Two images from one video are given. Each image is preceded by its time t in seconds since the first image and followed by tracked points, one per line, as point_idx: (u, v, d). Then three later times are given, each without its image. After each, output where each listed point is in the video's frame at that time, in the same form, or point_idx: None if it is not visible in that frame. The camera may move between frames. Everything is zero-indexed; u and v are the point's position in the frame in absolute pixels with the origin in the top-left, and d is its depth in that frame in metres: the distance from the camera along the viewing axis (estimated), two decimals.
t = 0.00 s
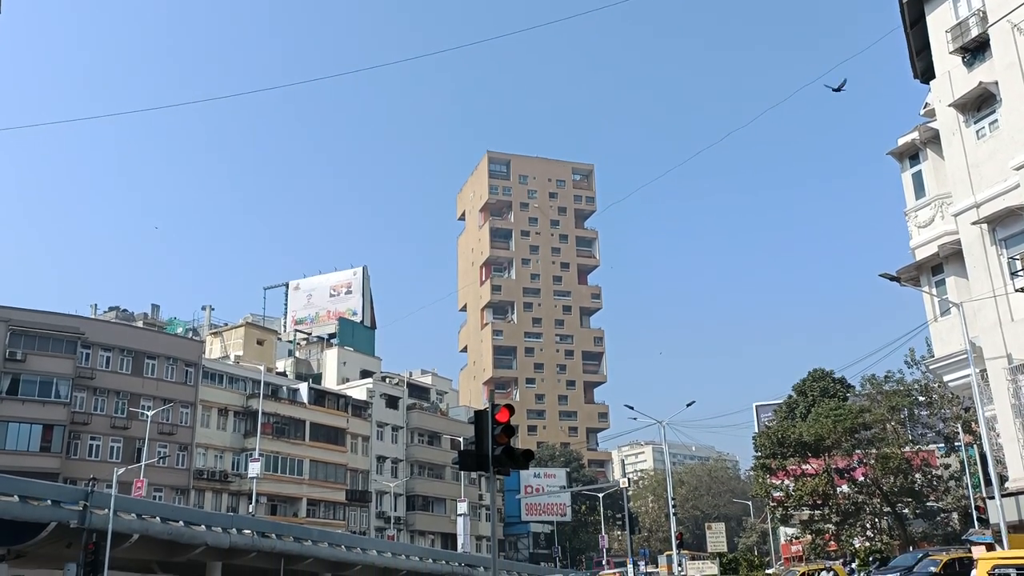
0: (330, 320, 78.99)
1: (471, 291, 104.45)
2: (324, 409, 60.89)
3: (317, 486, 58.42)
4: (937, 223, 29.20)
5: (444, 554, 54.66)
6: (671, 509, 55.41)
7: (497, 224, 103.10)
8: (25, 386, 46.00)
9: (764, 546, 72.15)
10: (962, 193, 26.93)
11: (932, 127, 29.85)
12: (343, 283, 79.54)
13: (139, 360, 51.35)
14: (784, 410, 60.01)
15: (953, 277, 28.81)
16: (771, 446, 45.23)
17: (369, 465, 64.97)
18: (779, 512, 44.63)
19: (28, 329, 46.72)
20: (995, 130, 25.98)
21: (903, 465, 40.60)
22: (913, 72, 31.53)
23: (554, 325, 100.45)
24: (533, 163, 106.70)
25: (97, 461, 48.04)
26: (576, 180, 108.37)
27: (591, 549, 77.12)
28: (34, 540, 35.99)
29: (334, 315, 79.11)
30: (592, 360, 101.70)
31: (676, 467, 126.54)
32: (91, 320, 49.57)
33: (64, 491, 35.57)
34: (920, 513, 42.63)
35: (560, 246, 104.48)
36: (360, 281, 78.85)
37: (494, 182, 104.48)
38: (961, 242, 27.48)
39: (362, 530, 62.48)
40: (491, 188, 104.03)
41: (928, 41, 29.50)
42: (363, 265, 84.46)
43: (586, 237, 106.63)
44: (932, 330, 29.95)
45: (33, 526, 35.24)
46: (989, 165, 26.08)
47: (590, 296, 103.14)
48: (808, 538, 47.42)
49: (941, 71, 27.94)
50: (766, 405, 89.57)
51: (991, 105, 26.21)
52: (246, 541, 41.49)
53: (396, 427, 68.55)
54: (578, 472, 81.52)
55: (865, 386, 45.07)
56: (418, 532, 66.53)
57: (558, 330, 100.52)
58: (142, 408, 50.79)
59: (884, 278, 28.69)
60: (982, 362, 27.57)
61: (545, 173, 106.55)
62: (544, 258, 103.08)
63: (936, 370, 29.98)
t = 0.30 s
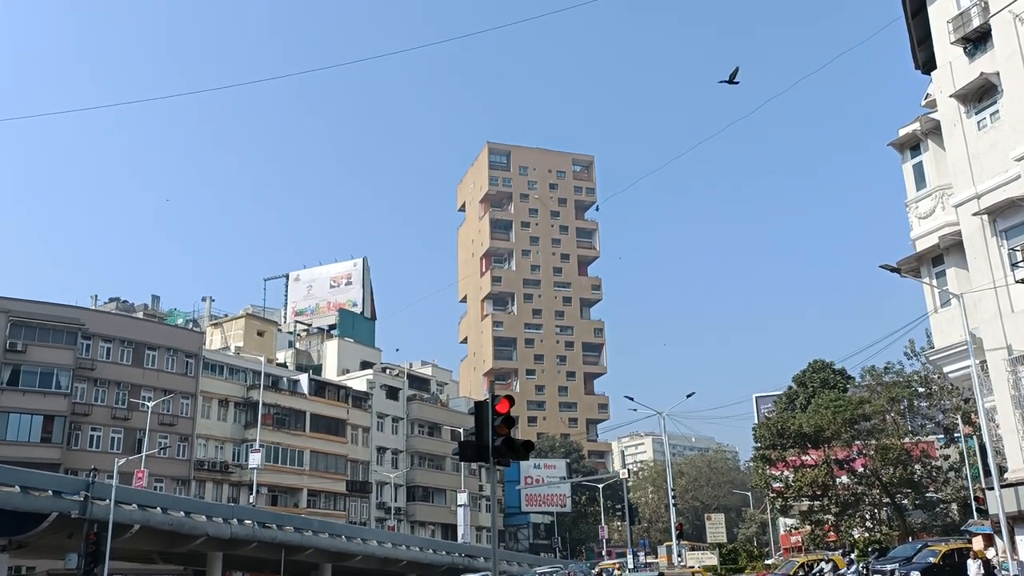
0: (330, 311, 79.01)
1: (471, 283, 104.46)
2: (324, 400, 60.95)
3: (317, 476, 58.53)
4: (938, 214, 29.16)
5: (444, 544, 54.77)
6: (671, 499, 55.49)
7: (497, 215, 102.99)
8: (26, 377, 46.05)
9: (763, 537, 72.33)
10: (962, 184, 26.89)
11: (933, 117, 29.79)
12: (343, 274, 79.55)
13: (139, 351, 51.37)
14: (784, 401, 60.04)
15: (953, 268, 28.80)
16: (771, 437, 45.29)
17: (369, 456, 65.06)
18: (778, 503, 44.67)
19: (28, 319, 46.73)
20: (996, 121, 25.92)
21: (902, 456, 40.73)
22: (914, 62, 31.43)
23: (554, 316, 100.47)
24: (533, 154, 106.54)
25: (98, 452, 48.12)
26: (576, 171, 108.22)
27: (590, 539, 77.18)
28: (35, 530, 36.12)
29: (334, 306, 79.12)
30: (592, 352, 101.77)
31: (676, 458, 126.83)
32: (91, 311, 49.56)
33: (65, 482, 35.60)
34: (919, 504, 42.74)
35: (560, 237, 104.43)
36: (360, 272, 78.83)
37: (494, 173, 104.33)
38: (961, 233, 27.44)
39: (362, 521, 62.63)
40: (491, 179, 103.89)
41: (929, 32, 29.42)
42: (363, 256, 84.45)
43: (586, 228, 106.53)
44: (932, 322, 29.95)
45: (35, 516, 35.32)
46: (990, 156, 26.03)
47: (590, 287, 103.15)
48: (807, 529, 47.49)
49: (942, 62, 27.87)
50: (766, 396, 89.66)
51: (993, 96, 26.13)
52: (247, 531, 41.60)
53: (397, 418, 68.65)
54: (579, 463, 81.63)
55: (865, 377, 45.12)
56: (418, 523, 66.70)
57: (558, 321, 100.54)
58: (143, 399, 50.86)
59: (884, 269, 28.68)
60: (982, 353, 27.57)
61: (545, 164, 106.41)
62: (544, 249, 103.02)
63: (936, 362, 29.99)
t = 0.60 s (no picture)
0: (331, 303, 79.02)
1: (471, 274, 104.46)
2: (325, 392, 61.00)
3: (319, 468, 58.65)
4: (939, 205, 29.13)
5: (445, 536, 54.80)
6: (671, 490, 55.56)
7: (497, 207, 102.87)
8: (27, 368, 46.08)
9: (763, 528, 72.52)
10: (963, 174, 26.83)
11: (934, 108, 29.72)
12: (343, 266, 79.55)
13: (140, 343, 51.43)
14: (784, 392, 60.08)
15: (953, 259, 28.77)
16: (771, 428, 45.24)
17: (370, 448, 65.16)
18: (778, 494, 44.71)
19: (29, 311, 46.74)
20: (998, 112, 25.85)
21: (902, 447, 40.73)
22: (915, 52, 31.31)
23: (554, 308, 100.48)
24: (533, 146, 106.36)
25: (99, 443, 48.21)
26: (576, 162, 108.06)
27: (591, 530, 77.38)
28: (37, 521, 36.12)
29: (334, 297, 79.13)
30: (593, 343, 101.85)
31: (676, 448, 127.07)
32: (92, 303, 49.58)
33: (67, 473, 35.60)
34: (920, 495, 42.82)
35: (560, 229, 104.34)
36: (360, 264, 78.80)
37: (494, 164, 104.17)
38: (962, 224, 27.40)
39: (363, 512, 62.75)
40: (491, 170, 103.73)
41: (931, 21, 29.32)
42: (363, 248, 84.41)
43: (586, 219, 106.45)
44: (932, 312, 29.95)
45: (36, 507, 35.34)
46: (991, 147, 25.96)
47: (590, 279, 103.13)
48: (807, 520, 47.50)
49: (943, 52, 27.78)
50: (766, 388, 89.78)
51: (994, 86, 26.05)
52: (248, 523, 41.71)
53: (397, 410, 68.74)
54: (579, 455, 81.75)
55: (865, 369, 45.26)
56: (419, 514, 66.87)
57: (558, 312, 100.57)
58: (144, 391, 50.94)
59: (885, 260, 28.65)
60: (983, 344, 27.56)
61: (546, 156, 106.26)
62: (544, 241, 102.94)
63: (936, 353, 29.99)
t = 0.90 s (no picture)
0: (331, 295, 79.03)
1: (471, 267, 104.46)
2: (325, 384, 61.04)
3: (319, 460, 58.74)
4: (940, 197, 29.08)
5: (445, 528, 54.85)
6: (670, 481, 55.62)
7: (497, 200, 102.77)
8: (28, 361, 46.11)
9: (762, 520, 72.65)
10: (964, 167, 26.79)
11: (935, 100, 29.63)
12: (343, 259, 79.53)
13: (140, 335, 51.44)
14: (784, 384, 60.14)
15: (954, 252, 28.73)
16: (771, 420, 45.19)
17: (370, 440, 65.27)
18: (778, 486, 44.79)
19: (29, 304, 46.73)
20: (999, 104, 25.79)
21: (902, 440, 40.57)
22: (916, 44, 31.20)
23: (554, 301, 100.48)
24: (533, 138, 106.20)
25: (100, 436, 48.29)
26: (577, 155, 107.93)
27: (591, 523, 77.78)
28: (38, 513, 36.15)
29: (334, 290, 79.14)
30: (593, 336, 101.91)
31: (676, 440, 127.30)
32: (92, 295, 49.56)
33: (68, 466, 35.62)
34: (919, 487, 42.85)
35: (560, 221, 104.25)
36: (360, 256, 78.76)
37: (494, 157, 104.03)
38: (963, 217, 27.36)
39: (363, 505, 62.86)
40: (492, 163, 103.60)
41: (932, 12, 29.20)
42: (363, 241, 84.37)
43: (587, 212, 106.36)
44: (932, 305, 29.94)
45: (37, 499, 35.39)
46: (992, 139, 25.92)
47: (591, 271, 103.10)
48: (806, 512, 47.55)
49: (944, 44, 27.71)
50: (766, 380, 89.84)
51: (996, 78, 25.98)
52: (249, 515, 41.78)
53: (397, 402, 68.82)
54: (579, 447, 81.84)
55: (864, 361, 45.23)
56: (419, 506, 67.00)
57: (558, 305, 100.58)
58: (144, 383, 50.99)
59: (885, 253, 28.62)
60: (983, 336, 27.56)
61: (546, 148, 106.10)
62: (544, 233, 102.89)
63: (936, 345, 30.00)
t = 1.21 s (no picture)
0: (331, 288, 79.04)
1: (472, 260, 104.44)
2: (326, 377, 61.08)
3: (320, 453, 58.83)
4: (941, 189, 29.04)
5: (445, 520, 54.95)
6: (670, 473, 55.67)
7: (497, 192, 102.67)
8: (28, 354, 46.12)
9: (762, 512, 72.76)
10: (965, 159, 26.76)
11: (937, 93, 29.56)
12: (343, 251, 79.52)
13: (141, 328, 51.46)
14: (784, 377, 60.25)
15: (954, 244, 28.70)
16: (771, 413, 45.24)
17: (371, 433, 65.38)
18: (778, 479, 44.87)
19: (29, 296, 46.73)
20: (1000, 96, 25.73)
21: (902, 433, 40.69)
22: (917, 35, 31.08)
23: (555, 294, 100.45)
24: (533, 130, 106.05)
25: (101, 428, 48.38)
26: (577, 147, 107.81)
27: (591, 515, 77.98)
28: (39, 505, 36.16)
29: (334, 283, 79.16)
30: (593, 329, 101.94)
31: (675, 433, 127.37)
32: (92, 288, 49.55)
33: (69, 458, 35.67)
34: (919, 480, 42.92)
35: (561, 214, 104.15)
36: (360, 249, 78.75)
37: (494, 149, 103.89)
38: (964, 209, 27.31)
39: (364, 497, 62.96)
40: (492, 156, 103.47)
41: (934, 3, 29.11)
42: (363, 234, 84.32)
43: (587, 205, 106.27)
44: (932, 298, 29.93)
45: (39, 492, 35.44)
46: (993, 131, 25.86)
47: (591, 264, 103.06)
48: (806, 505, 47.59)
49: (945, 36, 27.64)
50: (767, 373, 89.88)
51: (997, 71, 25.91)
52: (250, 507, 41.88)
53: (398, 395, 68.89)
54: (579, 440, 81.92)
55: (865, 354, 45.22)
56: (420, 499, 67.13)
57: (559, 298, 100.55)
58: (145, 375, 51.05)
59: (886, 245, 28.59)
60: (983, 329, 27.56)
61: (546, 141, 105.97)
62: (545, 226, 102.80)
63: (936, 338, 30.00)
